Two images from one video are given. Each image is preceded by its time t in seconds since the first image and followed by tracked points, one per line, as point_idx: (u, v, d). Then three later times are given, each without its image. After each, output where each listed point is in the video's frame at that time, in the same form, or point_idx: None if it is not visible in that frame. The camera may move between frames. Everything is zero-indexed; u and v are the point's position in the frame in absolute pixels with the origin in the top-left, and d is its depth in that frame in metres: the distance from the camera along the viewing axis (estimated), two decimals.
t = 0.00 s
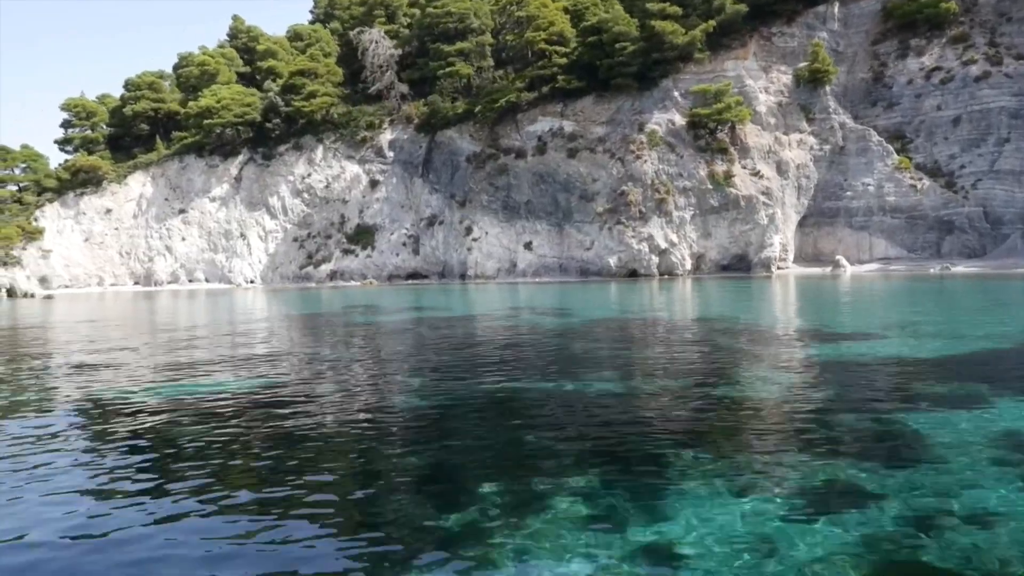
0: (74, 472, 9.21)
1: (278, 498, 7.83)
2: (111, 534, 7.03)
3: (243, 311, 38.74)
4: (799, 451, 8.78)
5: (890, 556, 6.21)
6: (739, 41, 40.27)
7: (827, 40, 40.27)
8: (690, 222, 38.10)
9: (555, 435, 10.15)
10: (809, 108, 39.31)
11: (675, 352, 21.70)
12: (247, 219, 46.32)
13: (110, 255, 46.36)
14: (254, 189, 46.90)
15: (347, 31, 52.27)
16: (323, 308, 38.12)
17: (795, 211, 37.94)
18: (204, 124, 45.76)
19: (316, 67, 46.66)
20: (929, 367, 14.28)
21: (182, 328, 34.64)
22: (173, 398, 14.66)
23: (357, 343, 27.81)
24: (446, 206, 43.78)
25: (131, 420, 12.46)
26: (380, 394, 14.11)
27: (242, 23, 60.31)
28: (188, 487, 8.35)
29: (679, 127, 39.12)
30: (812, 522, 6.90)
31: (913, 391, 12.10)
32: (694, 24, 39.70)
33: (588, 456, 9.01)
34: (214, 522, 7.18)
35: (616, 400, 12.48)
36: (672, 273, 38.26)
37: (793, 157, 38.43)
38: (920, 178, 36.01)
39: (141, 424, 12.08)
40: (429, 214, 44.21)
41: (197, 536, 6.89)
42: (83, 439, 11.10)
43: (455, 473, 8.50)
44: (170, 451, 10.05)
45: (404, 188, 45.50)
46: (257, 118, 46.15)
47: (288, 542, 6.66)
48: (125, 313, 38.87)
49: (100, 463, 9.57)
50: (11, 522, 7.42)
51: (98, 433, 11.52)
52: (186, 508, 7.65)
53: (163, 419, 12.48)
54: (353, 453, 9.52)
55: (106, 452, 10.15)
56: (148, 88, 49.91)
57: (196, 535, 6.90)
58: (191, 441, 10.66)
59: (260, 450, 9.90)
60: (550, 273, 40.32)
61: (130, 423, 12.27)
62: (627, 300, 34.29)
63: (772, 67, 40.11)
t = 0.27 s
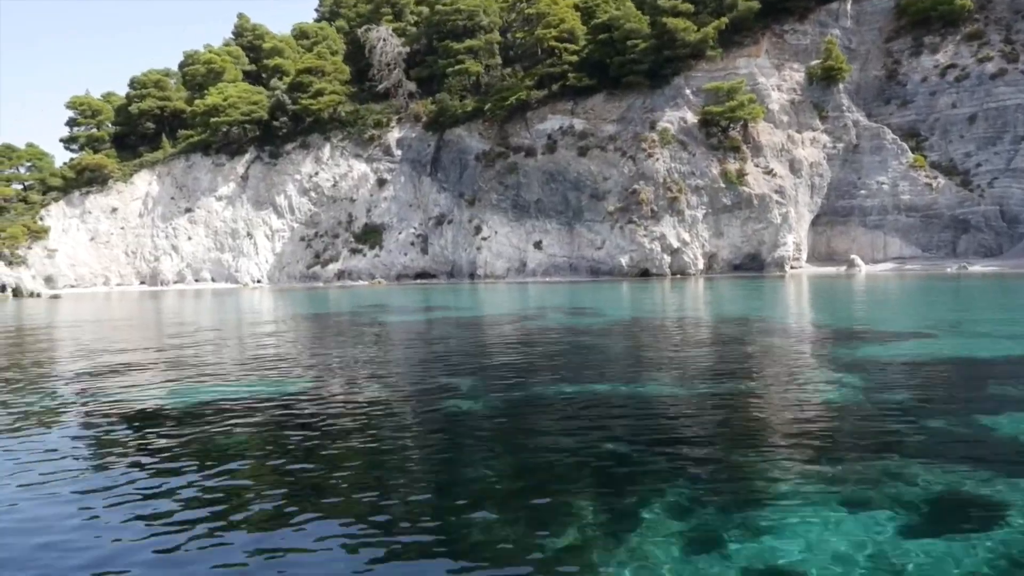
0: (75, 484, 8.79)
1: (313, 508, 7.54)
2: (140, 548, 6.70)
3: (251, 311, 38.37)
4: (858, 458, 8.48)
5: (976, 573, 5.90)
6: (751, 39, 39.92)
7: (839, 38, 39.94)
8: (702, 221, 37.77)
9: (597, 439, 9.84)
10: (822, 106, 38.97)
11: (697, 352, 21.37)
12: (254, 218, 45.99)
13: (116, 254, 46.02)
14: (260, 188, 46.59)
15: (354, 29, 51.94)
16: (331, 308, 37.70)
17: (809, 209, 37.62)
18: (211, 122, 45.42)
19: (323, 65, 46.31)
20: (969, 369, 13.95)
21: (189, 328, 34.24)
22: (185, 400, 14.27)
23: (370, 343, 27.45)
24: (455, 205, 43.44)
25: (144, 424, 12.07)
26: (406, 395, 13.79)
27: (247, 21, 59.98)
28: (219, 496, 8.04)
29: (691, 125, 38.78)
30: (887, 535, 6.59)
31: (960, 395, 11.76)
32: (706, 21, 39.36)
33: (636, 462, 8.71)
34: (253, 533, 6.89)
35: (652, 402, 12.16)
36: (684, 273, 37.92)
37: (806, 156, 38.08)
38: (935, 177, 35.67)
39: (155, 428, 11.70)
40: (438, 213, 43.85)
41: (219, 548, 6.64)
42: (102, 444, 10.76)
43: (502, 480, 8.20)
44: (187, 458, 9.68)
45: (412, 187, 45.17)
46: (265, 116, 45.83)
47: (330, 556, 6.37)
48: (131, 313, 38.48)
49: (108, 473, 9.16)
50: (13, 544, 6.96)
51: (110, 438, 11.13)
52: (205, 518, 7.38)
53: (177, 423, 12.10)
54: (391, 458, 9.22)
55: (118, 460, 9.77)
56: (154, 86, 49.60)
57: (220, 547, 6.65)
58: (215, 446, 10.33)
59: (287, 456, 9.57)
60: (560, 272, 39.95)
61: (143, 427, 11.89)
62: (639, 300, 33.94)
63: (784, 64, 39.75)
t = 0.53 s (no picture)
0: (69, 489, 8.31)
1: (342, 507, 7.25)
2: (162, 550, 6.36)
3: (257, 311, 38.07)
4: (912, 460, 8.22)
5: None
6: (761, 37, 39.66)
7: (850, 36, 39.69)
8: (713, 220, 37.51)
9: (634, 438, 9.57)
10: (833, 104, 38.71)
11: (715, 351, 21.11)
12: (260, 217, 45.73)
13: (121, 254, 45.74)
14: (266, 187, 46.31)
15: (360, 27, 51.68)
16: (337, 308, 37.32)
17: (820, 208, 37.36)
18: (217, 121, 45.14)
19: (330, 63, 46.05)
20: (1004, 370, 13.67)
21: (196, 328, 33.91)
22: (192, 401, 13.86)
23: (381, 342, 27.17)
24: (463, 204, 43.16)
25: (150, 426, 11.66)
26: (430, 395, 13.54)
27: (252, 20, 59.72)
28: (244, 495, 7.72)
29: (702, 123, 38.52)
30: (958, 537, 6.31)
31: (1001, 396, 11.49)
32: (717, 19, 39.10)
33: (679, 460, 8.44)
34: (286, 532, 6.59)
35: (685, 402, 11.91)
36: (694, 272, 37.65)
37: (817, 154, 37.83)
38: (948, 175, 35.40)
39: (162, 429, 11.29)
40: (445, 213, 43.57)
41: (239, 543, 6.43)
42: (114, 444, 10.39)
43: (544, 479, 7.92)
44: (199, 460, 9.29)
45: (419, 186, 44.89)
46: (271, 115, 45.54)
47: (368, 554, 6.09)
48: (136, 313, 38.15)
49: (108, 476, 8.74)
50: (26, 545, 6.61)
51: (116, 440, 10.71)
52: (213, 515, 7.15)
53: (185, 424, 11.69)
54: (425, 457, 8.93)
55: (123, 462, 9.35)
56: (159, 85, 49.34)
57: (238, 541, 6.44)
58: (234, 446, 9.99)
59: (310, 456, 9.24)
60: (569, 272, 39.68)
61: (150, 428, 11.48)
62: (649, 299, 33.63)
63: (795, 62, 39.48)
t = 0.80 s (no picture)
0: (65, 496, 7.83)
1: (389, 508, 6.95)
2: (201, 555, 6.03)
3: (264, 310, 37.73)
4: (978, 458, 7.91)
5: None
6: (773, 34, 39.33)
7: (862, 33, 39.40)
8: (725, 218, 37.22)
9: (679, 436, 9.24)
10: (846, 102, 38.41)
11: (737, 349, 20.81)
12: (267, 216, 45.43)
13: (127, 253, 45.45)
14: (273, 185, 46.03)
15: (366, 25, 51.38)
16: (344, 308, 36.86)
17: (833, 207, 37.09)
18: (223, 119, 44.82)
19: (337, 61, 45.73)
20: None
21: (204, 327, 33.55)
22: (199, 400, 13.41)
23: (395, 341, 26.86)
24: (471, 203, 42.86)
25: (155, 426, 11.19)
26: (459, 393, 13.26)
27: (257, 18, 59.42)
28: (277, 497, 7.35)
29: (713, 121, 38.22)
30: None
31: None
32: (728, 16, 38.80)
33: (733, 458, 8.15)
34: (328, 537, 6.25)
35: (724, 400, 11.61)
36: (706, 271, 37.36)
37: (830, 152, 37.53)
38: (963, 173, 35.10)
39: (169, 429, 10.84)
40: (454, 211, 43.26)
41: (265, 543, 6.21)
42: (126, 444, 9.97)
43: (596, 479, 7.60)
44: (214, 461, 8.89)
45: (427, 184, 44.58)
46: (277, 113, 45.22)
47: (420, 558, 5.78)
48: (141, 312, 37.80)
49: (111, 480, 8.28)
50: (62, 548, 6.32)
51: (121, 441, 10.27)
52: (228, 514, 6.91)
53: (194, 424, 11.25)
54: (463, 457, 8.59)
55: (154, 460, 9.07)
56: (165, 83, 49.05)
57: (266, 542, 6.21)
58: (257, 446, 9.61)
59: (338, 456, 8.87)
60: (580, 271, 39.38)
61: (156, 428, 11.02)
62: (661, 298, 33.33)
63: (807, 60, 39.17)
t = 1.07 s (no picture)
0: (90, 503, 7.47)
1: (443, 514, 6.69)
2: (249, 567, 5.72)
3: (270, 310, 37.35)
4: None
5: None
6: (786, 32, 39.00)
7: (875, 30, 39.11)
8: (737, 218, 36.97)
9: (729, 438, 8.96)
10: (859, 100, 38.14)
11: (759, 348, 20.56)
12: (274, 215, 45.13)
13: (133, 252, 45.16)
14: (280, 184, 45.73)
15: (373, 22, 51.04)
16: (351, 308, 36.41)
17: (846, 206, 36.86)
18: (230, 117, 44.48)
19: (344, 58, 45.40)
20: None
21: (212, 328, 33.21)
22: (207, 401, 12.98)
23: (409, 341, 26.55)
24: (480, 202, 42.57)
25: (164, 427, 10.75)
26: (490, 392, 13.01)
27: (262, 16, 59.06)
28: (317, 503, 7.05)
29: (725, 119, 37.94)
30: None
31: None
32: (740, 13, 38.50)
33: (790, 461, 7.91)
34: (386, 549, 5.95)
35: (766, 399, 11.36)
36: (719, 270, 37.11)
37: (843, 150, 37.27)
38: (978, 172, 34.84)
39: (180, 431, 10.41)
40: (462, 210, 42.96)
41: (307, 549, 5.99)
42: (138, 447, 9.55)
43: (654, 483, 7.32)
44: (251, 462, 8.64)
45: (435, 183, 44.27)
46: (284, 111, 44.87)
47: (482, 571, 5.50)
48: (147, 312, 37.42)
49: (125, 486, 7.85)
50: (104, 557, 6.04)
51: (142, 443, 9.91)
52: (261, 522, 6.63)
53: (206, 425, 10.83)
54: (510, 460, 8.31)
55: (188, 461, 8.81)
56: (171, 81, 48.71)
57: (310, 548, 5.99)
58: (284, 448, 9.27)
59: (375, 459, 8.56)
60: (590, 270, 39.11)
61: (166, 430, 10.59)
62: (673, 298, 33.04)
63: (819, 58, 38.88)
